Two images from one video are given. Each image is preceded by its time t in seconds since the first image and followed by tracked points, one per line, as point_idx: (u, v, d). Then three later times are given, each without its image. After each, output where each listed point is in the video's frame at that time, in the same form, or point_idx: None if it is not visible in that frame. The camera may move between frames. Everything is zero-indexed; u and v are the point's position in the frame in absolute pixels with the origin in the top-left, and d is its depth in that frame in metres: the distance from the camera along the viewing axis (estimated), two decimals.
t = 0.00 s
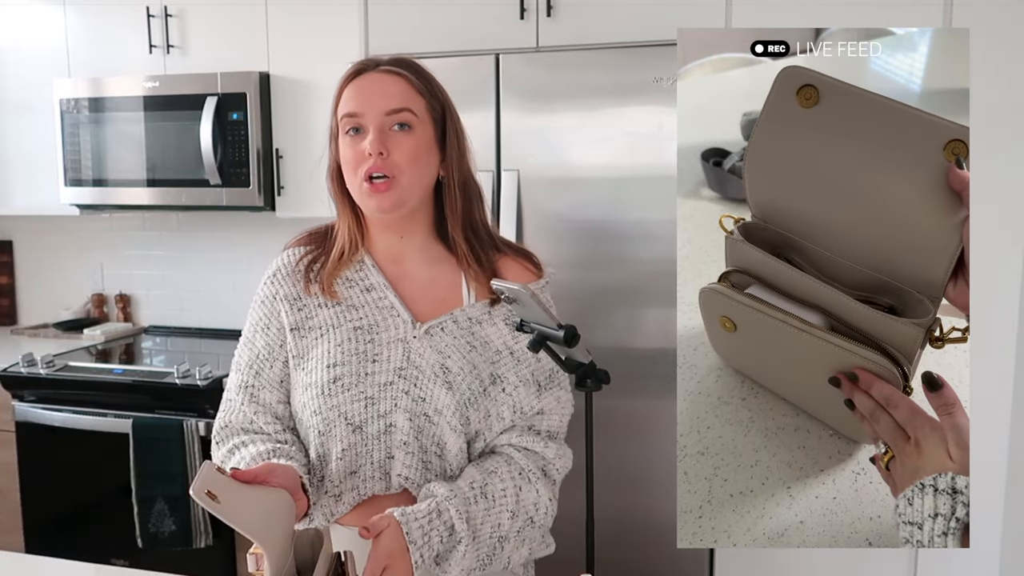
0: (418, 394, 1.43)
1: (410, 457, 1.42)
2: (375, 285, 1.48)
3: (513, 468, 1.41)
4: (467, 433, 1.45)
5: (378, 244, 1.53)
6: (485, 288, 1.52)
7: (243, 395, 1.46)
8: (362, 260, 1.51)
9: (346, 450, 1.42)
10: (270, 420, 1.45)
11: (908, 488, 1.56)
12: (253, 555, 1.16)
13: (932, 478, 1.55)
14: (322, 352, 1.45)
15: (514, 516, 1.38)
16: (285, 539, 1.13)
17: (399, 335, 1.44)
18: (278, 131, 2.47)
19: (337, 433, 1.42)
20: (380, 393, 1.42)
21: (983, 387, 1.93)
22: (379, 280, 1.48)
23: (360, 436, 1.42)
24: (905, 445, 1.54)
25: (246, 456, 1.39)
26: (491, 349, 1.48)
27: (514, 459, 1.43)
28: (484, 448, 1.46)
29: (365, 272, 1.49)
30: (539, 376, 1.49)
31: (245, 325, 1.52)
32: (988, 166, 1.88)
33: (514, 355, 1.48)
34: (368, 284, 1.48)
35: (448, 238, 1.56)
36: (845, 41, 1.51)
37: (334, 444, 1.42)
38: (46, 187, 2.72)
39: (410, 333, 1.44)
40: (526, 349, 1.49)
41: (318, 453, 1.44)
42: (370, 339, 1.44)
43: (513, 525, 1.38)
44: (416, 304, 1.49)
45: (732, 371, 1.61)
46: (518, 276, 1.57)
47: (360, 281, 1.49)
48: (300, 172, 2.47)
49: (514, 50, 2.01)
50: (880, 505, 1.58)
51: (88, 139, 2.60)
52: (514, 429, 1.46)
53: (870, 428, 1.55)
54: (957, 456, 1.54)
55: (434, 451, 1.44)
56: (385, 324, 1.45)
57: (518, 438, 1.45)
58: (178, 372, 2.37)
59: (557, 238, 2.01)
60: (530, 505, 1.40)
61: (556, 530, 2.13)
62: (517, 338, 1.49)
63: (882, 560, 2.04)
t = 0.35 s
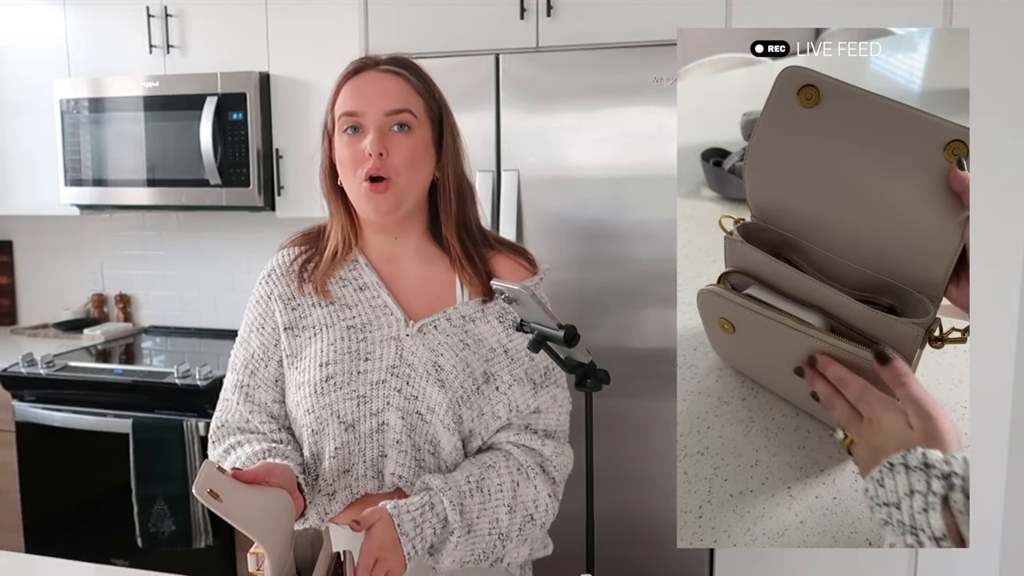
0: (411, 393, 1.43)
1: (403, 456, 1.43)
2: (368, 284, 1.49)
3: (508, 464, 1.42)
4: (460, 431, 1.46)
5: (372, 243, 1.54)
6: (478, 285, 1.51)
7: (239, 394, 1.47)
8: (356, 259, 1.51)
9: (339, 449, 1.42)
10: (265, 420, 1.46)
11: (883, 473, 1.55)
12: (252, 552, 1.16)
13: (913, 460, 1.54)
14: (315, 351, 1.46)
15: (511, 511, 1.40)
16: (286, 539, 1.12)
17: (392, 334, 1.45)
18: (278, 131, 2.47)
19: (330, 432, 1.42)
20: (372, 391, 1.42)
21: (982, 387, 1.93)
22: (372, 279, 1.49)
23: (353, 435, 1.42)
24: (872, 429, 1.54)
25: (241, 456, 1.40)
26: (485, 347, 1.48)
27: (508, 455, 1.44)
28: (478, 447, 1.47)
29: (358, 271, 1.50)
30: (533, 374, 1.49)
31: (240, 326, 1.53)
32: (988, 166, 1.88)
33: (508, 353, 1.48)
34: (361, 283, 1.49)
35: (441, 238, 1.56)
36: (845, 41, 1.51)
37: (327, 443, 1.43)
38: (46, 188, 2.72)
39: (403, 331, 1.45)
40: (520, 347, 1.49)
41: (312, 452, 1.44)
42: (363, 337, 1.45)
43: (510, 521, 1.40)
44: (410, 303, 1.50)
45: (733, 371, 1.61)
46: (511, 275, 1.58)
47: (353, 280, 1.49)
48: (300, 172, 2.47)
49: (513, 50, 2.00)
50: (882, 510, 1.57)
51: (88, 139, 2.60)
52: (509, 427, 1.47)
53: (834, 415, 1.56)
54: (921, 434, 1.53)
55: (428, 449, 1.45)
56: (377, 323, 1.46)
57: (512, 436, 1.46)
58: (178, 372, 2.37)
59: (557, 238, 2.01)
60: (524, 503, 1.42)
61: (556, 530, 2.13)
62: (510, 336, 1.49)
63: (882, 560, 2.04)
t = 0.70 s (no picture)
0: (411, 393, 1.43)
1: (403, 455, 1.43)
2: (366, 285, 1.49)
3: (508, 445, 1.43)
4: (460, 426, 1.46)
5: (370, 244, 1.54)
6: (478, 285, 1.51)
7: (235, 397, 1.47)
8: (354, 261, 1.51)
9: (339, 451, 1.43)
10: (263, 422, 1.46)
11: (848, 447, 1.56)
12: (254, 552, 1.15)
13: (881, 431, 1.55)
14: (315, 352, 1.46)
15: (512, 478, 1.42)
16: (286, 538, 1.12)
17: (391, 335, 1.45)
18: (278, 131, 2.47)
19: (330, 434, 1.42)
20: (372, 393, 1.43)
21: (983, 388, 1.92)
22: (371, 280, 1.49)
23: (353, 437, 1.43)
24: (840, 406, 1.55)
25: (241, 458, 1.39)
26: (484, 346, 1.48)
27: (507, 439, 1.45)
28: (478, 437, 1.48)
29: (356, 272, 1.50)
30: (532, 373, 1.49)
31: (235, 329, 1.53)
32: (988, 166, 1.88)
33: (506, 351, 1.49)
34: (360, 284, 1.49)
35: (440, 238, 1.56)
36: (845, 40, 1.50)
37: (326, 446, 1.43)
38: (46, 188, 2.72)
39: (402, 333, 1.45)
40: (518, 346, 1.49)
41: (310, 454, 1.44)
42: (362, 339, 1.45)
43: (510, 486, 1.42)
44: (409, 304, 1.50)
45: (733, 371, 1.60)
46: (509, 273, 1.57)
47: (351, 281, 1.49)
48: (300, 172, 2.47)
49: (513, 50, 2.00)
50: (891, 499, 1.56)
51: (88, 139, 2.60)
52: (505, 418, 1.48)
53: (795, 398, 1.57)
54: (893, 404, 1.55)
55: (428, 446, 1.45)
56: (376, 324, 1.46)
57: (510, 422, 1.47)
58: (178, 372, 2.37)
59: (557, 237, 2.01)
60: (524, 480, 1.43)
61: (556, 530, 2.13)
62: (509, 334, 1.49)
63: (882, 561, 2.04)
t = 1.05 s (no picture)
0: (409, 393, 1.43)
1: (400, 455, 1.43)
2: (365, 285, 1.49)
3: (505, 448, 1.44)
4: (458, 427, 1.47)
5: (368, 243, 1.53)
6: (475, 289, 1.51)
7: (234, 394, 1.47)
8: (353, 260, 1.52)
9: (337, 449, 1.43)
10: (261, 421, 1.46)
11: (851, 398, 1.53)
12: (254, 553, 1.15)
13: (886, 381, 1.52)
14: (313, 351, 1.46)
15: (506, 483, 1.43)
16: (286, 539, 1.12)
17: (389, 335, 1.45)
18: (278, 131, 2.47)
19: (328, 433, 1.43)
20: (371, 392, 1.43)
21: (983, 388, 1.92)
22: (370, 279, 1.49)
23: (351, 436, 1.43)
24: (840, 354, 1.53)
25: (239, 455, 1.39)
26: (482, 348, 1.49)
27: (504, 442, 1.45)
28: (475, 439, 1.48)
29: (356, 271, 1.50)
30: (530, 375, 1.51)
31: (234, 325, 1.52)
32: (989, 166, 1.88)
33: (506, 354, 1.50)
34: (359, 284, 1.49)
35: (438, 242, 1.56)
36: (845, 40, 1.50)
37: (324, 444, 1.43)
38: (47, 188, 2.72)
39: (400, 333, 1.45)
40: (517, 348, 1.50)
41: (308, 453, 1.44)
42: (361, 339, 1.45)
43: (505, 492, 1.42)
44: (407, 304, 1.50)
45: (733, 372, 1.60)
46: (509, 275, 1.59)
47: (351, 280, 1.50)
48: (300, 172, 2.47)
49: (513, 50, 2.00)
50: (909, 474, 1.54)
51: (88, 139, 2.60)
52: (501, 421, 1.49)
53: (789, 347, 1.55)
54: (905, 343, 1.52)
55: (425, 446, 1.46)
56: (375, 324, 1.46)
57: (509, 424, 1.48)
58: (178, 372, 2.37)
59: (557, 237, 2.01)
60: (520, 483, 1.44)
61: (556, 530, 2.13)
62: (508, 336, 1.51)
63: (883, 561, 2.04)
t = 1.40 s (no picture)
0: (409, 394, 1.43)
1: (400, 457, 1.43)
2: (365, 286, 1.49)
3: (504, 450, 1.44)
4: (458, 429, 1.47)
5: (368, 244, 1.54)
6: (475, 291, 1.52)
7: (233, 395, 1.47)
8: (353, 260, 1.52)
9: (336, 450, 1.43)
10: (260, 421, 1.46)
11: (847, 381, 1.54)
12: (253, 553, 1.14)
13: (887, 366, 1.53)
14: (313, 352, 1.46)
15: (505, 486, 1.43)
16: (286, 539, 1.12)
17: (390, 336, 1.45)
18: (278, 131, 2.47)
19: (328, 434, 1.43)
20: (370, 393, 1.43)
21: (983, 388, 1.92)
22: (370, 280, 1.49)
23: (351, 437, 1.43)
24: (841, 330, 1.53)
25: (238, 456, 1.39)
26: (483, 349, 1.49)
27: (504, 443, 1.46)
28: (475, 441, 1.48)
29: (355, 271, 1.50)
30: (531, 376, 1.51)
31: (234, 325, 1.52)
32: (989, 165, 1.88)
33: (506, 355, 1.50)
34: (359, 284, 1.49)
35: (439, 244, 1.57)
36: (845, 40, 1.50)
37: (324, 445, 1.43)
38: (47, 187, 2.72)
39: (400, 333, 1.45)
40: (517, 349, 1.51)
41: (308, 454, 1.44)
42: (361, 339, 1.45)
43: (501, 496, 1.43)
44: (407, 305, 1.50)
45: (733, 372, 1.60)
46: (508, 276, 1.59)
47: (351, 281, 1.50)
48: (300, 172, 2.47)
49: (513, 50, 2.00)
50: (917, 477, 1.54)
51: (88, 139, 2.60)
52: (501, 422, 1.49)
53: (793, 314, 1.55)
54: (913, 322, 1.53)
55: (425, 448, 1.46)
56: (375, 325, 1.46)
57: (508, 426, 1.48)
58: (178, 372, 2.37)
59: (557, 237, 2.01)
60: (517, 487, 1.44)
61: (555, 531, 2.13)
62: (508, 338, 1.51)
63: (883, 561, 2.04)
